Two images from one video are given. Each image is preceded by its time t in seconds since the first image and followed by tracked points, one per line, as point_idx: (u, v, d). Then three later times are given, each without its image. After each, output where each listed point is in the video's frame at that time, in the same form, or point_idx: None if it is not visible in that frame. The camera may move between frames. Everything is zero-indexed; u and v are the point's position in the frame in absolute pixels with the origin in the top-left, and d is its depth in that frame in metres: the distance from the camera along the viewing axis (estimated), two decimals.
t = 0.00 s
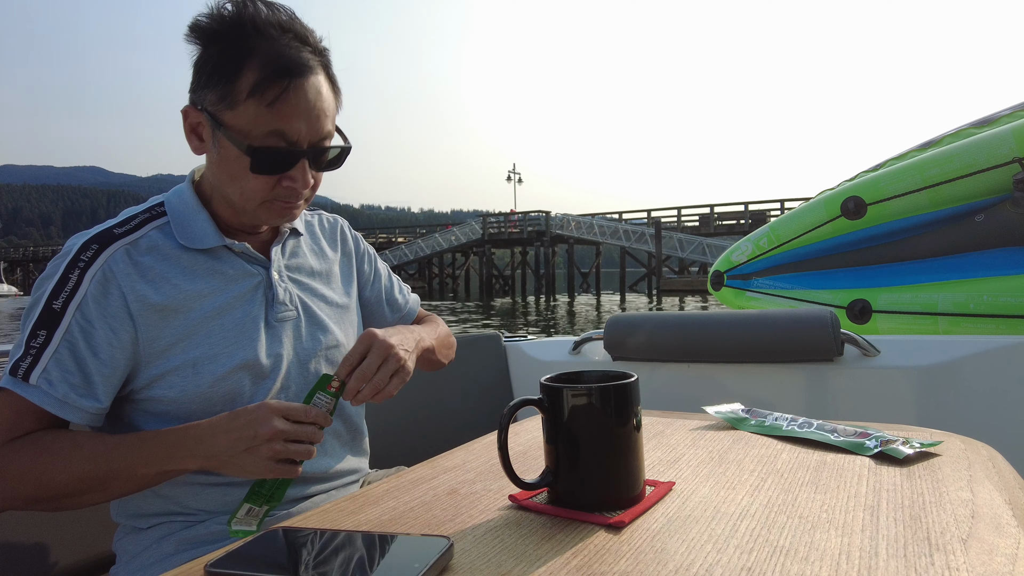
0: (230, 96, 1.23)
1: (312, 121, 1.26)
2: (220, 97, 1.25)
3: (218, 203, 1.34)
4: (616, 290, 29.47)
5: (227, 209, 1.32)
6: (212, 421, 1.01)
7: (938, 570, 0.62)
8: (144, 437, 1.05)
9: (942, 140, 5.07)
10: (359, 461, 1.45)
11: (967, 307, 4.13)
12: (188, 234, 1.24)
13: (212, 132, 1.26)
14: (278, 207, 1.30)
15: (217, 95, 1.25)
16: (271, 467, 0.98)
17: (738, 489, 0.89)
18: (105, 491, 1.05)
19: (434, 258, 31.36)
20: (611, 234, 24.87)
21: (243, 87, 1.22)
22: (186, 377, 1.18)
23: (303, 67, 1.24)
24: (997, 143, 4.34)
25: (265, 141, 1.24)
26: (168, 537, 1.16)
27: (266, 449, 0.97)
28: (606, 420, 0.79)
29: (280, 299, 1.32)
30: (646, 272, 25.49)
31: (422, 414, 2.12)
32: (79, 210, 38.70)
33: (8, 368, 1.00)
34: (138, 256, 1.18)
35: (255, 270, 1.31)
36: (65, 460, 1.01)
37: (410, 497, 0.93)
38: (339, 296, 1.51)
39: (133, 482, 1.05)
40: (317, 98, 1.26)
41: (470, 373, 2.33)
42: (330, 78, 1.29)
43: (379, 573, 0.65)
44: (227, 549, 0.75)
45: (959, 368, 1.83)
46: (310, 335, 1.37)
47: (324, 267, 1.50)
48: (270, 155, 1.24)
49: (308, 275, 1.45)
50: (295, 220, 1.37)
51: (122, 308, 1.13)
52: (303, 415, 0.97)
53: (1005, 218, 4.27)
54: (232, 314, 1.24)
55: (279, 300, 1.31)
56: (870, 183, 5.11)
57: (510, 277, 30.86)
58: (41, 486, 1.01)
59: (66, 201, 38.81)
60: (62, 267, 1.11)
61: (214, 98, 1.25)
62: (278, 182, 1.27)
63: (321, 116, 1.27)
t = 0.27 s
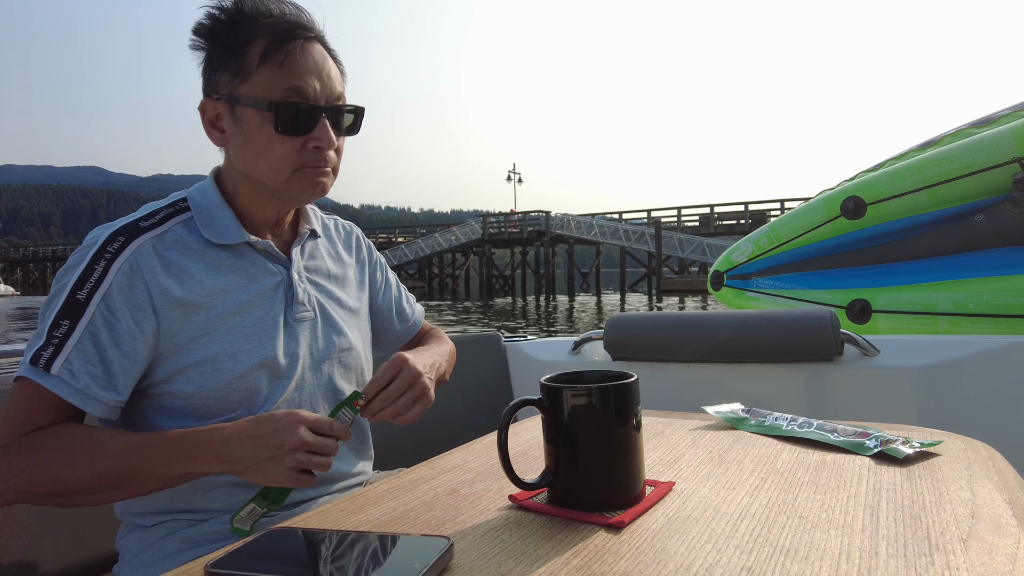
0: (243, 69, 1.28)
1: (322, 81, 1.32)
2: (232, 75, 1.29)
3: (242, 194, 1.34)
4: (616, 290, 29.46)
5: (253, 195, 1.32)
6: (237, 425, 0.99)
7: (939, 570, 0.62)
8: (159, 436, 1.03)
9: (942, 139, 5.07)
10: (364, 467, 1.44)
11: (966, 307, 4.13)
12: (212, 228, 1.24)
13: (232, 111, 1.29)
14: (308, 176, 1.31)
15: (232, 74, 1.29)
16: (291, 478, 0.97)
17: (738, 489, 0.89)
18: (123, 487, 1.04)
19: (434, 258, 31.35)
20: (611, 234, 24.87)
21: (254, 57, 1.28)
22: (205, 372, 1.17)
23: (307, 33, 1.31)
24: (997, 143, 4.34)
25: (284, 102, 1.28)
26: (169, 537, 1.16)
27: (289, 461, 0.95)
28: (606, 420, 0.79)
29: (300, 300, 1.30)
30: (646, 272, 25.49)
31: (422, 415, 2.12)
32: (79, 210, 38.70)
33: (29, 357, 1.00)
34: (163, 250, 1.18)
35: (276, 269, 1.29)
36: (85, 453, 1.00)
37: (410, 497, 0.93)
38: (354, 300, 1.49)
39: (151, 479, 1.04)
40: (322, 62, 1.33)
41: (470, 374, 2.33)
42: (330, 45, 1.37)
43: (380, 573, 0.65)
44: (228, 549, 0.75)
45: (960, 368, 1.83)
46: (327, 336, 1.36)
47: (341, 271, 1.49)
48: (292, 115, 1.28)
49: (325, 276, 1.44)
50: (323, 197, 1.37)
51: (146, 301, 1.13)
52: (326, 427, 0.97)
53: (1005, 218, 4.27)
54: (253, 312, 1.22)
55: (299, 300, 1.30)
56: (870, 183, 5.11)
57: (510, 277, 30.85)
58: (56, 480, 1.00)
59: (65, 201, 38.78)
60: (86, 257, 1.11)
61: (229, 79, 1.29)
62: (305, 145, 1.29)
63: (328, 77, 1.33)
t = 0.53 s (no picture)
0: (253, 61, 1.31)
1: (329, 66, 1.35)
2: (243, 69, 1.32)
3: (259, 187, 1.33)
4: (616, 290, 29.45)
5: (271, 187, 1.32)
6: (257, 426, 1.00)
7: (939, 570, 0.62)
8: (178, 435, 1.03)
9: (942, 139, 5.07)
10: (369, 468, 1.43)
11: (966, 306, 4.13)
12: (232, 227, 1.24)
13: (245, 104, 1.31)
14: (325, 160, 1.31)
15: (242, 67, 1.32)
16: (308, 481, 0.98)
17: (738, 489, 0.89)
18: (140, 486, 1.03)
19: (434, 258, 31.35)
20: (611, 234, 24.86)
21: (262, 48, 1.31)
22: (222, 371, 1.16)
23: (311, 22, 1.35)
24: (997, 143, 4.34)
25: (295, 86, 1.30)
26: (169, 537, 1.16)
27: (308, 463, 0.97)
28: (606, 420, 0.79)
29: (316, 300, 1.29)
30: (646, 271, 25.49)
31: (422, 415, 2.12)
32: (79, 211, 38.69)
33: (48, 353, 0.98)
34: (184, 248, 1.17)
35: (293, 269, 1.29)
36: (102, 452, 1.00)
37: (410, 497, 0.93)
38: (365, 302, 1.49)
39: (169, 479, 1.03)
40: (327, 50, 1.37)
41: (469, 374, 2.33)
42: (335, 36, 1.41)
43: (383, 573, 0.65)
44: (229, 549, 0.75)
45: (959, 368, 1.83)
46: (339, 337, 1.36)
47: (353, 273, 1.49)
48: (304, 98, 1.30)
49: (338, 278, 1.43)
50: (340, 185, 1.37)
51: (167, 299, 1.12)
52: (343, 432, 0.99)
53: (1004, 217, 4.27)
54: (270, 312, 1.22)
55: (315, 301, 1.29)
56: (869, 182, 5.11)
57: (510, 277, 30.85)
58: (74, 477, 0.99)
59: (65, 202, 38.78)
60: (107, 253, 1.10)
61: (239, 71, 1.32)
62: (319, 129, 1.30)
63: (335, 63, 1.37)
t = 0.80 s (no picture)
0: (248, 59, 1.32)
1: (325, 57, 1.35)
2: (239, 68, 1.33)
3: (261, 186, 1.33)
4: (616, 290, 29.45)
5: (273, 185, 1.32)
6: (259, 423, 1.03)
7: (939, 569, 0.62)
8: (186, 433, 1.04)
9: (942, 138, 5.07)
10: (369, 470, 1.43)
11: (966, 306, 4.13)
12: (237, 226, 1.24)
13: (244, 103, 1.32)
14: (324, 150, 1.30)
15: (239, 66, 1.33)
16: (308, 475, 0.99)
17: (738, 489, 0.89)
18: (145, 484, 1.03)
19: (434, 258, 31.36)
20: (611, 234, 24.85)
21: (256, 45, 1.32)
22: (226, 373, 1.16)
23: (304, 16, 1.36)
24: (996, 142, 4.34)
25: (289, 78, 1.30)
26: (170, 537, 1.16)
27: (308, 456, 0.99)
28: (606, 420, 0.79)
29: (320, 302, 1.29)
30: (646, 271, 25.49)
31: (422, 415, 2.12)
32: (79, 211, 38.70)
33: (52, 353, 0.98)
34: (188, 248, 1.17)
35: (298, 270, 1.28)
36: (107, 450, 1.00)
37: (410, 497, 0.93)
38: (368, 306, 1.49)
39: (173, 477, 1.04)
40: (322, 42, 1.37)
41: (470, 374, 2.33)
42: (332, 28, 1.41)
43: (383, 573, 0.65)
44: (229, 549, 0.75)
45: (959, 367, 1.83)
46: (342, 339, 1.35)
47: (358, 275, 1.48)
48: (299, 90, 1.30)
49: (343, 280, 1.43)
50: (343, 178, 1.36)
51: (170, 300, 1.11)
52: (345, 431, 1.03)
53: (1004, 217, 4.27)
54: (274, 313, 1.22)
55: (319, 303, 1.29)
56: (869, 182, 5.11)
57: (510, 277, 30.85)
58: (77, 475, 0.99)
59: (65, 202, 38.80)
60: (112, 253, 1.10)
61: (236, 70, 1.33)
62: (316, 120, 1.30)
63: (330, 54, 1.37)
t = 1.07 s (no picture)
0: (237, 59, 1.33)
1: (313, 51, 1.35)
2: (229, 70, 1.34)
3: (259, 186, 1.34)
4: (616, 290, 29.44)
5: (270, 185, 1.32)
6: (264, 420, 1.04)
7: (939, 570, 0.62)
8: (188, 431, 1.05)
9: (942, 139, 5.07)
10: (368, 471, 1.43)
11: (966, 306, 4.14)
12: (237, 226, 1.24)
13: (236, 104, 1.33)
14: (317, 145, 1.30)
15: (230, 67, 1.34)
16: (309, 474, 0.99)
17: (738, 489, 0.89)
18: (148, 483, 1.03)
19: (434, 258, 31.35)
20: (611, 234, 24.85)
21: (244, 44, 1.32)
22: (225, 373, 1.16)
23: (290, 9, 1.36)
24: (997, 142, 4.35)
25: (278, 74, 1.30)
26: (170, 537, 1.16)
27: (310, 453, 0.99)
28: (606, 420, 0.79)
29: (320, 303, 1.29)
30: (646, 271, 25.49)
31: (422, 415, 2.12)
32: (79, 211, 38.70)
33: (52, 354, 0.98)
34: (188, 249, 1.17)
35: (298, 271, 1.28)
36: (108, 450, 1.00)
37: (410, 497, 0.93)
38: (368, 307, 1.49)
39: (176, 476, 1.04)
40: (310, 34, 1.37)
41: (470, 374, 2.33)
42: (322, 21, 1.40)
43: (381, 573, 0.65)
44: (229, 549, 0.75)
45: (960, 368, 1.83)
46: (342, 339, 1.35)
47: (359, 276, 1.49)
48: (289, 86, 1.30)
49: (343, 281, 1.43)
50: (338, 174, 1.36)
51: (170, 301, 1.11)
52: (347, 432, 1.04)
53: (1005, 217, 4.27)
54: (274, 314, 1.21)
55: (318, 303, 1.29)
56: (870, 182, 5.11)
57: (510, 277, 30.85)
58: (80, 475, 0.99)
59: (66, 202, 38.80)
60: (112, 254, 1.10)
61: (227, 71, 1.34)
62: (306, 115, 1.29)
63: (320, 46, 1.36)
